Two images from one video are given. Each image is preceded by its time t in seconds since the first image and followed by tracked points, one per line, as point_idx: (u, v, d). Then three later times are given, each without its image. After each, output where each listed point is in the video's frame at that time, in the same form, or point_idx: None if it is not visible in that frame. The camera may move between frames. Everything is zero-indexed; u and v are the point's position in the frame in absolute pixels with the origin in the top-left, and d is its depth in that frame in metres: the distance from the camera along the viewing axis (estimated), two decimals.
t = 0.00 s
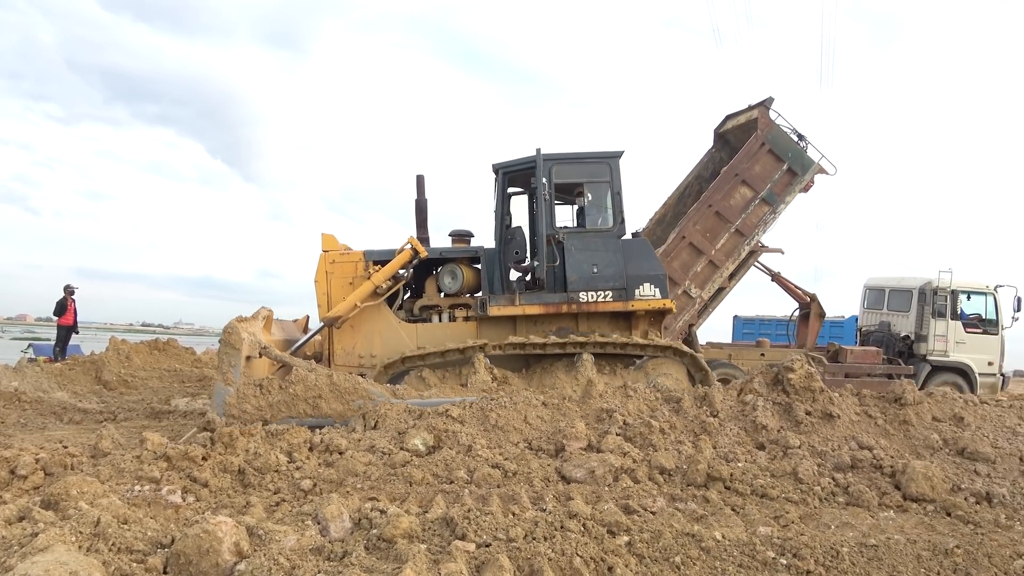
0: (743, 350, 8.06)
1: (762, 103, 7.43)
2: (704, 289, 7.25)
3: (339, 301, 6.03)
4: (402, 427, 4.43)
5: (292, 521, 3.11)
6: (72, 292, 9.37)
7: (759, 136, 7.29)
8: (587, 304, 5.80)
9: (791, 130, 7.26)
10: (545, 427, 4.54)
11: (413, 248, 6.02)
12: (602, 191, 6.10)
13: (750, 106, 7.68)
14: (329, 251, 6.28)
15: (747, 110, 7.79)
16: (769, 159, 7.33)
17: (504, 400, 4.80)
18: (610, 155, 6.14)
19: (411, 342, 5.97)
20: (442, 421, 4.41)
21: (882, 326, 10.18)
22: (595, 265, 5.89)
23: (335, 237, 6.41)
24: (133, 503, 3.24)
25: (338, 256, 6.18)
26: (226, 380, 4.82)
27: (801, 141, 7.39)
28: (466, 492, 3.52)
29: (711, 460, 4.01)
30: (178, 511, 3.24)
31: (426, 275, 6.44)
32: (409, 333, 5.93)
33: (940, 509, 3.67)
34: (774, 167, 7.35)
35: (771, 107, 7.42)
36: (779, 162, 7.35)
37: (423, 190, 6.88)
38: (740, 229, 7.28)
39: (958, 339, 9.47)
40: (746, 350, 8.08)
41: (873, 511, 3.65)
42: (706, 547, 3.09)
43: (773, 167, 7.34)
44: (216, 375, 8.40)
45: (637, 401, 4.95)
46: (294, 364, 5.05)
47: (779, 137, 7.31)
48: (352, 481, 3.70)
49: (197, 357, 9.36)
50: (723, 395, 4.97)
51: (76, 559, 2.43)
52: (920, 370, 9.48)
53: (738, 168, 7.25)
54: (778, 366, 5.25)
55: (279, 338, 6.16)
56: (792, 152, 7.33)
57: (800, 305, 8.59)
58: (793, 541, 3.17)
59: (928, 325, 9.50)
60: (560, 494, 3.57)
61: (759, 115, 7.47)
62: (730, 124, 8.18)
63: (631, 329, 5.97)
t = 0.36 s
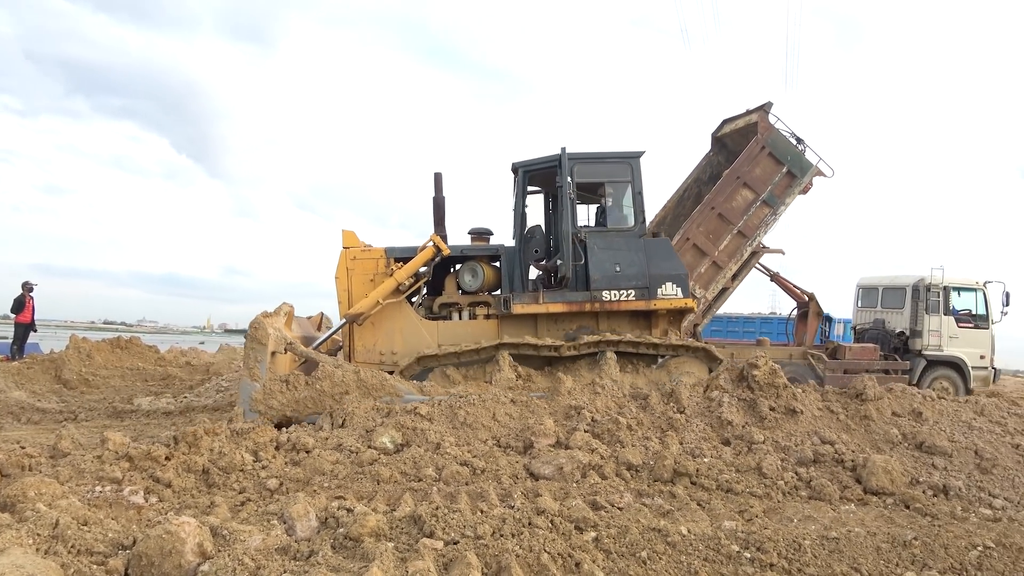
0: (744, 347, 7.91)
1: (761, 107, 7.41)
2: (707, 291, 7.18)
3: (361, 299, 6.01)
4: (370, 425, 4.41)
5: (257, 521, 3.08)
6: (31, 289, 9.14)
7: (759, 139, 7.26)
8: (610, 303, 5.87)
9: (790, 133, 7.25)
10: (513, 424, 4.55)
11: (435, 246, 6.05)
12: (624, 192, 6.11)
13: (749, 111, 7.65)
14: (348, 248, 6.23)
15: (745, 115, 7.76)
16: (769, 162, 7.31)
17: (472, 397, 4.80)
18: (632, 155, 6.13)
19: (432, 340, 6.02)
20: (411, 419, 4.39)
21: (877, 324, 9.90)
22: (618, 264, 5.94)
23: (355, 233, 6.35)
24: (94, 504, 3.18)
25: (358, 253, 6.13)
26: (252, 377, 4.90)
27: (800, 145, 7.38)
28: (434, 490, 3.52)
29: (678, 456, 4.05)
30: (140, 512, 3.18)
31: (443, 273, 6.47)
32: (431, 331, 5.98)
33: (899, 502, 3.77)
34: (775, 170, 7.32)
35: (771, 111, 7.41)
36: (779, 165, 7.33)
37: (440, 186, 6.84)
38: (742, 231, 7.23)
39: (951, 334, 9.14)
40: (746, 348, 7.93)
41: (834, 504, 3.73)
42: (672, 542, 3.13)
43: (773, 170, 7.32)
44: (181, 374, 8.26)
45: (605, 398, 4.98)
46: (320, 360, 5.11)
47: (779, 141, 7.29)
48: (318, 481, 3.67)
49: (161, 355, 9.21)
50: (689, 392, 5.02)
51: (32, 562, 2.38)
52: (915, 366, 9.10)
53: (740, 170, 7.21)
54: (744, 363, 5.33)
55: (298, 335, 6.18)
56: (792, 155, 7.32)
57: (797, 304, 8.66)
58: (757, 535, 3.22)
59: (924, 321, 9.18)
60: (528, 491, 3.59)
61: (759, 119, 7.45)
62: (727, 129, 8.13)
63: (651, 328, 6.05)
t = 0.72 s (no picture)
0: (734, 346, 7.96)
1: (751, 113, 7.48)
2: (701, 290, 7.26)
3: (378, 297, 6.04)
4: (331, 424, 4.37)
5: (214, 522, 3.03)
6: None
7: (750, 143, 7.33)
8: (627, 304, 5.90)
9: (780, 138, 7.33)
10: (476, 422, 4.55)
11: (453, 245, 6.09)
12: (642, 194, 6.15)
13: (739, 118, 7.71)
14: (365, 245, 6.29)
15: (735, 121, 7.81)
16: (759, 165, 7.39)
17: (435, 396, 4.79)
18: (650, 158, 6.16)
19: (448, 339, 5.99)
20: (373, 418, 4.36)
21: (863, 326, 10.10)
22: (635, 265, 5.97)
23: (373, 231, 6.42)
24: (44, 507, 3.10)
25: (375, 250, 6.19)
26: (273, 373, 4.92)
27: (789, 149, 7.47)
28: (395, 489, 3.50)
29: (638, 452, 4.10)
30: (92, 514, 3.11)
31: (460, 272, 6.48)
32: (447, 329, 5.98)
33: (853, 496, 3.86)
34: (765, 174, 7.40)
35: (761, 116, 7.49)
36: (769, 169, 7.41)
37: (456, 185, 6.80)
38: (734, 232, 7.31)
39: (934, 334, 9.38)
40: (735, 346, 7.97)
41: (790, 499, 3.80)
42: (632, 538, 3.16)
43: (763, 173, 7.40)
44: (137, 373, 8.08)
45: (567, 396, 5.01)
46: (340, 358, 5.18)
47: (769, 145, 7.37)
48: (277, 480, 3.63)
49: (116, 353, 8.99)
50: (650, 389, 5.07)
51: None
52: (899, 364, 9.30)
53: (731, 173, 7.29)
54: (703, 360, 5.40)
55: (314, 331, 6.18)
56: (781, 159, 7.40)
57: (786, 305, 8.79)
58: (714, 529, 3.27)
59: (907, 321, 9.39)
60: (490, 489, 3.59)
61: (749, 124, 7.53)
62: (715, 136, 8.15)
63: (666, 330, 6.08)
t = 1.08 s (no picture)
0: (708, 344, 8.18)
1: (727, 116, 7.56)
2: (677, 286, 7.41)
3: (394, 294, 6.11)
4: (287, 423, 4.32)
5: (165, 523, 2.97)
6: None
7: (725, 146, 7.43)
8: (640, 308, 5.91)
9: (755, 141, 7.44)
10: (434, 420, 4.54)
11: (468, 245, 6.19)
12: (658, 197, 6.19)
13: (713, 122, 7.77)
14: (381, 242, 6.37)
15: (710, 126, 7.85)
16: (734, 167, 7.50)
17: (392, 393, 4.76)
18: (667, 162, 6.21)
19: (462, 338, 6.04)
20: (329, 416, 4.32)
21: (831, 326, 10.32)
22: (650, 270, 6.00)
23: (388, 229, 6.50)
24: None
25: (391, 248, 6.28)
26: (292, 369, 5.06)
27: (763, 152, 7.58)
28: (352, 487, 3.47)
29: (595, 449, 4.14)
30: (37, 516, 3.02)
31: (473, 271, 6.55)
32: (462, 328, 6.03)
33: (803, 489, 3.95)
34: (739, 175, 7.52)
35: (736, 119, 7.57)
36: (743, 171, 7.52)
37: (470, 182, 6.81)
38: (710, 232, 7.46)
39: (900, 333, 9.63)
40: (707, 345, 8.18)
41: (743, 493, 3.88)
42: (588, 533, 3.19)
43: (738, 175, 7.52)
44: (85, 371, 7.86)
45: (525, 392, 5.03)
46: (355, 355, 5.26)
47: (743, 148, 7.48)
48: (231, 480, 3.57)
49: (62, 350, 8.73)
50: (608, 387, 5.12)
51: None
52: (867, 363, 9.54)
53: (707, 174, 7.40)
54: (660, 357, 5.47)
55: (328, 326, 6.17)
56: (756, 161, 7.51)
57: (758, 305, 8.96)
58: (669, 524, 3.33)
59: (875, 321, 9.63)
60: (448, 486, 3.59)
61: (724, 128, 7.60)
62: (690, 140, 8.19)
63: (678, 334, 6.09)
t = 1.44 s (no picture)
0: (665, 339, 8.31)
1: (684, 115, 7.61)
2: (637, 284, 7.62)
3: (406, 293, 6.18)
4: (241, 422, 4.24)
5: (112, 525, 2.90)
6: None
7: (682, 146, 7.53)
8: (651, 305, 5.96)
9: (712, 141, 7.53)
10: (392, 417, 4.51)
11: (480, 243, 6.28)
12: (665, 197, 6.28)
13: (671, 120, 7.81)
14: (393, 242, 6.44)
15: (668, 123, 7.88)
16: (691, 166, 7.62)
17: (349, 391, 4.71)
18: (674, 163, 6.31)
19: (473, 335, 6.13)
20: (284, 414, 4.26)
21: (784, 321, 10.55)
22: (660, 267, 6.03)
23: (400, 228, 6.58)
24: None
25: (403, 248, 6.35)
26: (314, 368, 5.21)
27: (720, 151, 7.68)
28: (307, 486, 3.43)
29: (553, 445, 4.16)
30: None
31: (483, 271, 6.64)
32: (474, 327, 6.10)
33: (755, 482, 4.03)
34: (696, 175, 7.66)
35: (694, 118, 7.64)
36: (701, 170, 7.65)
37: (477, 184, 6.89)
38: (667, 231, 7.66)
39: (850, 329, 9.88)
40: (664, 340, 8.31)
41: (697, 487, 3.95)
42: (545, 529, 3.21)
43: (695, 175, 7.65)
44: (27, 369, 7.60)
45: (483, 389, 5.03)
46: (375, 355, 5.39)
47: (700, 148, 7.58)
48: (182, 480, 3.50)
49: (2, 348, 8.42)
50: (565, 382, 5.15)
51: None
52: (819, 359, 9.76)
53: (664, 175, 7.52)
54: (617, 354, 5.52)
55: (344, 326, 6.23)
56: (713, 161, 7.62)
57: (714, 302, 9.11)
58: (625, 519, 3.36)
59: (827, 317, 9.86)
60: (405, 484, 3.57)
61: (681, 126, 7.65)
62: (649, 137, 8.24)
63: (685, 331, 6.17)
